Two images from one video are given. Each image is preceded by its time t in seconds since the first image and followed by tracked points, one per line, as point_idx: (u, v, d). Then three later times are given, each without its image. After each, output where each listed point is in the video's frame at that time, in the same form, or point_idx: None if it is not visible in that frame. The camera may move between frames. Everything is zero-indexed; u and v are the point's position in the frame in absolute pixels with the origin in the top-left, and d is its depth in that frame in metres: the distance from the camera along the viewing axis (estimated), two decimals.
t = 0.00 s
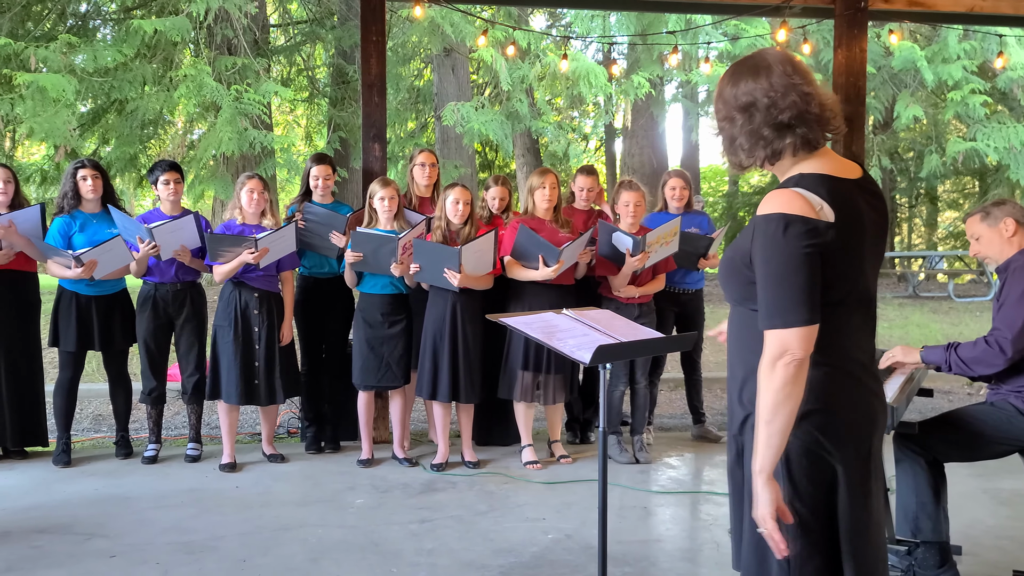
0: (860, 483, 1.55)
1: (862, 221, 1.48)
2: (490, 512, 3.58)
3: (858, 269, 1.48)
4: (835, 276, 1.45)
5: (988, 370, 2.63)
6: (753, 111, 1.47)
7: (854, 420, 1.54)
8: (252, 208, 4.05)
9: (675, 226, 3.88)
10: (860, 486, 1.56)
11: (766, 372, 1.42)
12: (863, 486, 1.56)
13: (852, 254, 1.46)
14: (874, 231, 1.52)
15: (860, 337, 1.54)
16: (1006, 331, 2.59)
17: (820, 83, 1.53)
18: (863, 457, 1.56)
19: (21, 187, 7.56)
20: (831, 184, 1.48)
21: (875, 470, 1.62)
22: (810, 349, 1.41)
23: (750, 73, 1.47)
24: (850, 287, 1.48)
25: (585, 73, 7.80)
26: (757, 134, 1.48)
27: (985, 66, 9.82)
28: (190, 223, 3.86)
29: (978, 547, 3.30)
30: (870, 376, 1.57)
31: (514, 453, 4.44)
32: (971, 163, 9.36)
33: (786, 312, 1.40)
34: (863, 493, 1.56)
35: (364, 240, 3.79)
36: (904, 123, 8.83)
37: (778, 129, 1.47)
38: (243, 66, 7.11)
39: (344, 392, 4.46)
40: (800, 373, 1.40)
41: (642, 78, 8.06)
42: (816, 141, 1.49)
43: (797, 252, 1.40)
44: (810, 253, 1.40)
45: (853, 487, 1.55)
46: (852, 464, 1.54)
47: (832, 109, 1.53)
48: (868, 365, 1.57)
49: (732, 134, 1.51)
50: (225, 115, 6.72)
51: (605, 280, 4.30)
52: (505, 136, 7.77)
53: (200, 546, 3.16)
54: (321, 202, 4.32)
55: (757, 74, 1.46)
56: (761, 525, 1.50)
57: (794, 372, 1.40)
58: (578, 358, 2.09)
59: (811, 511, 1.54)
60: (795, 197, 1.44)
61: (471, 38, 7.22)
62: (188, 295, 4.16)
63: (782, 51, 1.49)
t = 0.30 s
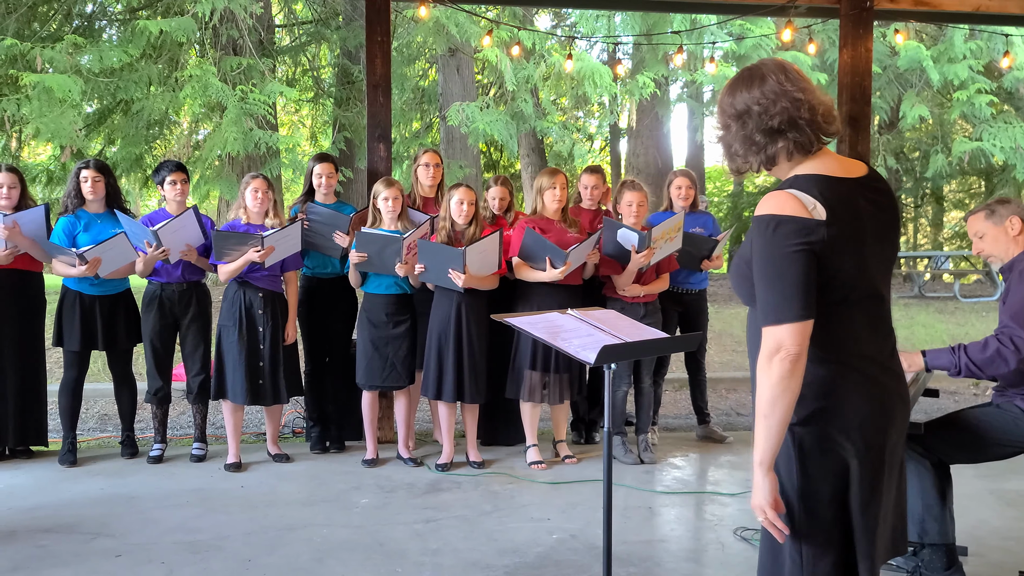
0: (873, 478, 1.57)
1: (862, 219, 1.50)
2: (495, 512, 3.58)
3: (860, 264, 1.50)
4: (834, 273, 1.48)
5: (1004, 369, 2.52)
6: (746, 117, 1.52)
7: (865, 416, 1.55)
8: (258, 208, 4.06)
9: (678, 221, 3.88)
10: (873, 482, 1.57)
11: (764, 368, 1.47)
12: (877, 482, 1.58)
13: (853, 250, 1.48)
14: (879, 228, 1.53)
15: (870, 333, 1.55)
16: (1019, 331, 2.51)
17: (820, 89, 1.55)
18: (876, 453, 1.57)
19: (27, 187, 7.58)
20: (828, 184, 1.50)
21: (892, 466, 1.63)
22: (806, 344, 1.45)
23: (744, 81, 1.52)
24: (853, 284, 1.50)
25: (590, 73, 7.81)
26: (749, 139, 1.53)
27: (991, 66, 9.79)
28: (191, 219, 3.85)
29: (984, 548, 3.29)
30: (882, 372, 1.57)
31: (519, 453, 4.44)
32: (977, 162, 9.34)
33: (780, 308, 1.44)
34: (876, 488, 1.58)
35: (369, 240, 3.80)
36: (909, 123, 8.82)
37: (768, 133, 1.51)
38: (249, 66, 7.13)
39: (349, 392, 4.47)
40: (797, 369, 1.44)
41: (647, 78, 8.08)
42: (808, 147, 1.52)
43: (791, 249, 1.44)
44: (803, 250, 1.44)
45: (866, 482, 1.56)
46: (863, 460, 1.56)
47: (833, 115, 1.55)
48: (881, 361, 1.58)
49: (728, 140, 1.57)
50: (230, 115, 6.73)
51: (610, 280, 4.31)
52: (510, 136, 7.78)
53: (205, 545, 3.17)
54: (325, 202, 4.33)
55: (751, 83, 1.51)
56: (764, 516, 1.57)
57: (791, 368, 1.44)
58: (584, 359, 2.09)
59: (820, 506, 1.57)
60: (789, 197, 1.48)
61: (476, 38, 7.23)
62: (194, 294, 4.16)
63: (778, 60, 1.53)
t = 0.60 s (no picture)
0: (884, 467, 1.66)
1: (881, 221, 1.62)
2: (497, 512, 3.58)
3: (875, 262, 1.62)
4: (847, 267, 1.61)
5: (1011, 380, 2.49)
6: (782, 129, 1.67)
7: (876, 407, 1.65)
8: (261, 208, 4.06)
9: (681, 219, 3.86)
10: (883, 472, 1.66)
11: (771, 346, 1.62)
12: (887, 472, 1.66)
13: (868, 247, 1.61)
14: (898, 231, 1.64)
15: (885, 330, 1.66)
16: None
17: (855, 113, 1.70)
18: (887, 444, 1.66)
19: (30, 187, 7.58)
20: (852, 188, 1.63)
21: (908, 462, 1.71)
22: (812, 327, 1.59)
23: (784, 98, 1.68)
24: (866, 280, 1.62)
25: (592, 73, 7.81)
26: (782, 148, 1.67)
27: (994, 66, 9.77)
28: (197, 216, 3.86)
29: (987, 548, 3.28)
30: (897, 366, 1.67)
31: (521, 453, 4.44)
32: (980, 162, 9.33)
33: (789, 292, 1.59)
34: (887, 478, 1.66)
35: (372, 241, 3.79)
36: (913, 123, 8.82)
37: (801, 143, 1.66)
38: (251, 67, 7.13)
39: (351, 393, 4.47)
40: (802, 348, 1.59)
41: (650, 78, 8.08)
42: (837, 160, 1.65)
43: (806, 240, 1.59)
44: (817, 243, 1.58)
45: (877, 470, 1.65)
46: (873, 449, 1.65)
47: (866, 140, 1.69)
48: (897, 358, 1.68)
49: (764, 150, 1.71)
50: (232, 115, 6.74)
51: (613, 280, 4.30)
52: (512, 136, 7.79)
53: (207, 545, 3.17)
54: (325, 202, 4.33)
55: (789, 99, 1.67)
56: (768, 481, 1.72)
57: (795, 347, 1.59)
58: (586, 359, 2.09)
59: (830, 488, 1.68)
60: (811, 196, 1.62)
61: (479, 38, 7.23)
62: (199, 294, 4.17)
63: (816, 83, 1.69)
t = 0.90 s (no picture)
0: (907, 434, 1.76)
1: (908, 209, 1.78)
2: (499, 511, 3.58)
3: (905, 242, 1.77)
4: (881, 241, 1.75)
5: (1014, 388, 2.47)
6: (822, 142, 1.88)
7: (906, 377, 1.76)
8: (262, 208, 4.06)
9: (684, 222, 3.88)
10: (908, 441, 1.77)
11: (819, 308, 1.73)
12: (908, 440, 1.77)
13: (898, 229, 1.76)
14: (922, 220, 1.81)
15: (910, 306, 1.79)
16: None
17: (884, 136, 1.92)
18: (912, 413, 1.77)
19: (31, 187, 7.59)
20: (885, 180, 1.80)
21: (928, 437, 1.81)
22: (856, 290, 1.71)
23: (823, 119, 1.91)
24: (898, 257, 1.76)
25: (594, 73, 7.79)
26: (823, 158, 1.87)
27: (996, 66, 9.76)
28: (198, 218, 3.87)
29: (988, 548, 3.27)
30: (919, 342, 1.81)
31: (523, 453, 4.44)
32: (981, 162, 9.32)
33: (833, 258, 1.72)
34: (908, 446, 1.77)
35: (373, 241, 3.78)
36: (914, 123, 8.81)
37: (840, 153, 1.86)
38: (252, 67, 7.13)
39: (351, 393, 4.47)
40: (846, 308, 1.71)
41: (651, 78, 8.08)
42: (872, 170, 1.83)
43: (848, 213, 1.73)
44: (859, 217, 1.73)
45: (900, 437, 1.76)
46: (902, 416, 1.76)
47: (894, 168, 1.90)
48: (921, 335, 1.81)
49: (805, 163, 1.91)
50: (234, 115, 6.74)
51: (616, 280, 4.30)
52: (513, 137, 7.79)
53: (209, 544, 3.17)
54: (326, 202, 4.34)
55: (829, 117, 1.90)
56: (799, 438, 1.82)
57: (841, 308, 1.70)
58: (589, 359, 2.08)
59: (863, 455, 1.76)
60: (851, 182, 1.79)
61: (480, 38, 7.23)
62: (203, 294, 4.17)
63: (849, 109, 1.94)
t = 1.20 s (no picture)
0: (919, 426, 1.77)
1: (918, 205, 1.79)
2: (499, 511, 3.58)
3: (915, 236, 1.78)
4: (892, 235, 1.76)
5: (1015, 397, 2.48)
6: (834, 145, 1.90)
7: (916, 369, 1.77)
8: (263, 208, 4.06)
9: (687, 222, 3.88)
10: (918, 433, 1.77)
11: (832, 300, 1.73)
12: (920, 431, 1.77)
13: (909, 222, 1.77)
14: (932, 217, 1.82)
15: (920, 301, 1.80)
16: None
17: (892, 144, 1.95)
18: (922, 405, 1.77)
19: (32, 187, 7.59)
20: (897, 178, 1.82)
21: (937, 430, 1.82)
22: (868, 281, 1.71)
23: (833, 126, 1.94)
24: (909, 252, 1.77)
25: (594, 73, 7.80)
26: (835, 161, 1.89)
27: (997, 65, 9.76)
28: (199, 220, 3.86)
29: (989, 549, 3.27)
30: (929, 336, 1.81)
31: (523, 453, 4.44)
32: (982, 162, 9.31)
33: (845, 249, 1.72)
34: (920, 438, 1.77)
35: (374, 241, 3.78)
36: (915, 123, 8.80)
37: (851, 156, 1.87)
38: (253, 67, 7.13)
39: (352, 393, 4.47)
40: (859, 299, 1.71)
41: (652, 78, 8.08)
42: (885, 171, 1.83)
43: (859, 206, 1.73)
44: (871, 211, 1.73)
45: (912, 429, 1.76)
46: (913, 409, 1.76)
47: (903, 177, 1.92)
48: (930, 329, 1.82)
49: (816, 165, 1.92)
50: (234, 115, 6.74)
51: (617, 280, 4.30)
52: (514, 137, 7.79)
53: (210, 544, 3.17)
54: (327, 202, 4.34)
55: (839, 124, 1.92)
56: (812, 426, 1.83)
57: (854, 299, 1.71)
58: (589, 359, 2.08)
59: (872, 446, 1.77)
60: (864, 179, 1.79)
61: (480, 38, 7.24)
62: (201, 294, 4.17)
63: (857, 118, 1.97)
